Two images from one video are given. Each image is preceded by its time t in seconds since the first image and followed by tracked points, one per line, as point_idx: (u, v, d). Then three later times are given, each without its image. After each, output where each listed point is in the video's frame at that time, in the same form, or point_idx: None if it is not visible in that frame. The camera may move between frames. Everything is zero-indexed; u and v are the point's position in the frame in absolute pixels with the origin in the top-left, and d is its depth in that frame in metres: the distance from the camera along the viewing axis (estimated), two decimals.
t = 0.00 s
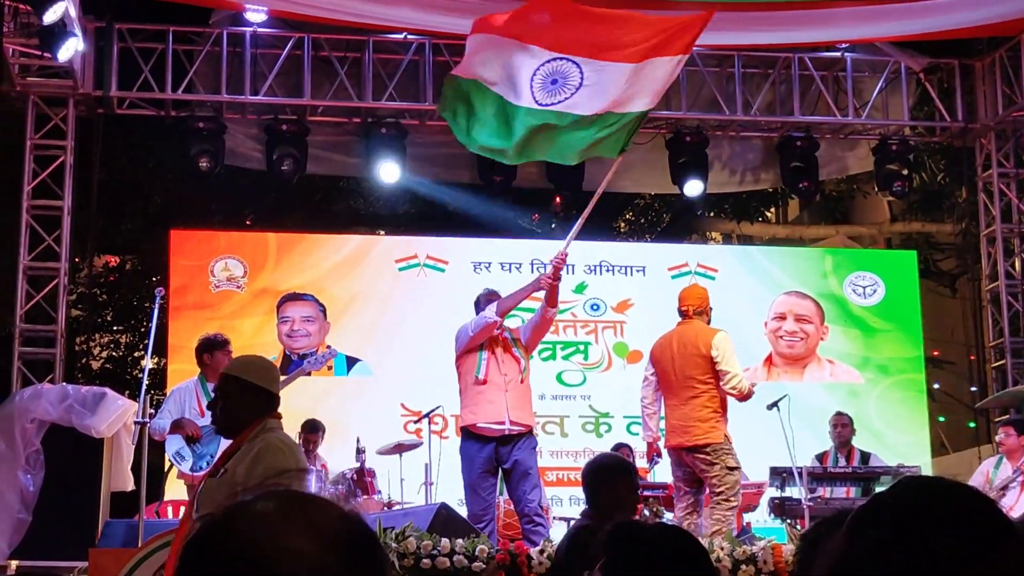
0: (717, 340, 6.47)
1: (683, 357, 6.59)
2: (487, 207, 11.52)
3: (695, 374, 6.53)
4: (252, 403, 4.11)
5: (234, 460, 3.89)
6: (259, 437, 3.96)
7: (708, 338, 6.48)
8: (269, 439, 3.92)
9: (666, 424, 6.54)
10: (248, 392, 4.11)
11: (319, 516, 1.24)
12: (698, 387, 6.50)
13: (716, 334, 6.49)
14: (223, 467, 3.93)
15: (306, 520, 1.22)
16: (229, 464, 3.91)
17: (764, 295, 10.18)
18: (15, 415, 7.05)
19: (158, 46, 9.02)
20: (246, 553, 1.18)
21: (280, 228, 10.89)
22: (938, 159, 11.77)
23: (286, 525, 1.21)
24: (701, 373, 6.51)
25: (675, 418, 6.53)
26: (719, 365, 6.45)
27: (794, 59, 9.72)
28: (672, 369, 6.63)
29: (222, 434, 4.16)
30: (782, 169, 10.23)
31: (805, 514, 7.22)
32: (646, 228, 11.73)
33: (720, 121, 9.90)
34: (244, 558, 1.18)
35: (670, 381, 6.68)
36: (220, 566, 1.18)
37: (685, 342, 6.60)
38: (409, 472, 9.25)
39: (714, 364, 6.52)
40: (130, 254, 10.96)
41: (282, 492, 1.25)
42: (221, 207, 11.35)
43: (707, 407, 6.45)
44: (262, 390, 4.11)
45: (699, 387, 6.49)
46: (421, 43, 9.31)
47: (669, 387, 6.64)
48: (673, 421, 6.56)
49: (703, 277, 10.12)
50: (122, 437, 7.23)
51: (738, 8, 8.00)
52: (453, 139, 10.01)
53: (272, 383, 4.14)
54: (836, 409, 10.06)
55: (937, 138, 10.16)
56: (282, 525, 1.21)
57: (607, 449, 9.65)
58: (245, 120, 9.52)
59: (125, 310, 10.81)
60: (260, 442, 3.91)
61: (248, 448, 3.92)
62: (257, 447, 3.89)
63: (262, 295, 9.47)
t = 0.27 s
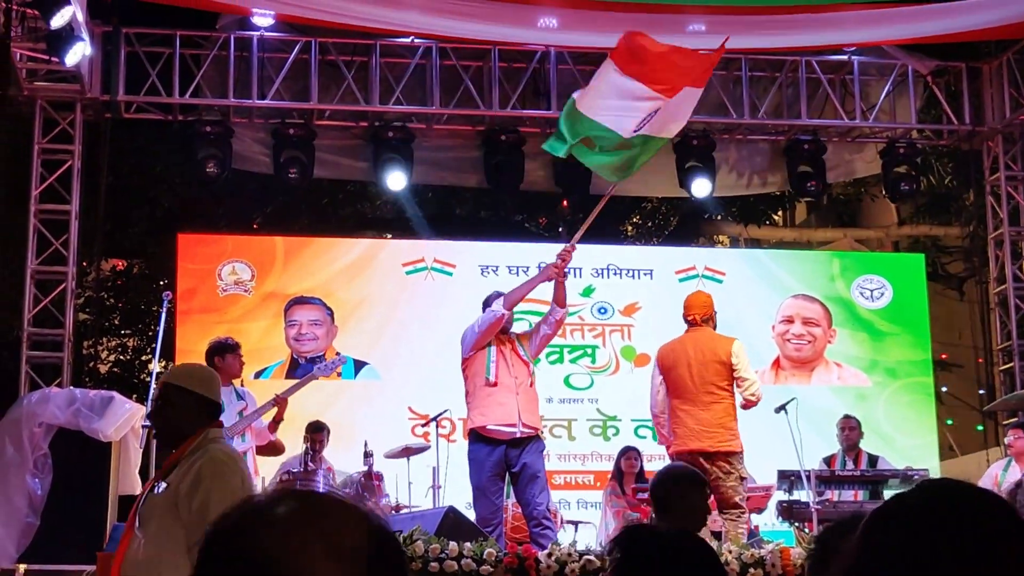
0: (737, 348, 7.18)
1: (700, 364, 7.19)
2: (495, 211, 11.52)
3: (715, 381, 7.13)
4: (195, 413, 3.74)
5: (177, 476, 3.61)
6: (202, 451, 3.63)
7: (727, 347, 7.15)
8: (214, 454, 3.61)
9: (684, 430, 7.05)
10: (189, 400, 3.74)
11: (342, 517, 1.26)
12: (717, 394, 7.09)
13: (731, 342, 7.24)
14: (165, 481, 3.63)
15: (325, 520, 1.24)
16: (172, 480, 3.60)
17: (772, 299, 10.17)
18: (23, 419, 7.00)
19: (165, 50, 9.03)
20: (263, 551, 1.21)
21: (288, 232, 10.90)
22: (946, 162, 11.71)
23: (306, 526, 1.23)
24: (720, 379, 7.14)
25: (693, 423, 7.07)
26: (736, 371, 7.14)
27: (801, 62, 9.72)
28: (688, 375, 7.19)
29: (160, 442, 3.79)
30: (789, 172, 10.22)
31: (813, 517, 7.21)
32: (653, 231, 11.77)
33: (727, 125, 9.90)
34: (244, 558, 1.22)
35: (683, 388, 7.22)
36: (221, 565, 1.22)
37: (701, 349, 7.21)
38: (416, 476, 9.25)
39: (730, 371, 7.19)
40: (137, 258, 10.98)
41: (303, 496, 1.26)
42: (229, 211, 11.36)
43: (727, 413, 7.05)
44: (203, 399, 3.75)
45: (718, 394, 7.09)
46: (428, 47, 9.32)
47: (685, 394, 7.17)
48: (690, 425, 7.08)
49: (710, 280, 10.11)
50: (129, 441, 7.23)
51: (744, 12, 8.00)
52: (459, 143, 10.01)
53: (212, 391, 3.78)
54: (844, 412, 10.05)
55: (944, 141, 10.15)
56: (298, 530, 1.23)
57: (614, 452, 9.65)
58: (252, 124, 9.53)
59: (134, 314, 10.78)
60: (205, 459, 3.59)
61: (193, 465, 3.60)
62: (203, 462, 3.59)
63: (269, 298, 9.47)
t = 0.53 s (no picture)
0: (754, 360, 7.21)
1: (717, 372, 7.21)
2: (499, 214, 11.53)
3: (733, 391, 7.18)
4: (129, 405, 3.74)
5: (103, 470, 3.60)
6: (131, 446, 3.64)
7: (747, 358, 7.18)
8: (143, 449, 3.61)
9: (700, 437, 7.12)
10: (124, 392, 3.73)
11: (363, 520, 1.24)
12: (733, 403, 7.16)
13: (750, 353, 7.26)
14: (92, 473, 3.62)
15: (344, 531, 1.23)
16: (98, 475, 3.60)
17: (777, 300, 10.16)
18: (29, 421, 7.01)
19: (169, 53, 9.03)
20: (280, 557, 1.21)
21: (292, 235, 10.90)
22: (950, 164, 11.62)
23: (323, 534, 1.22)
24: (737, 391, 7.19)
25: (708, 431, 7.13)
26: (753, 382, 7.22)
27: (805, 64, 9.71)
28: (705, 382, 7.22)
29: (95, 434, 3.80)
30: (794, 174, 10.22)
31: (819, 519, 7.20)
32: (657, 233, 11.72)
33: (731, 127, 9.91)
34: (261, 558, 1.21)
35: (698, 394, 7.25)
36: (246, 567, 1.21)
37: (718, 358, 7.23)
38: (421, 479, 9.24)
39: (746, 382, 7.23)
40: (142, 260, 11.00)
41: (324, 498, 1.25)
42: (233, 214, 11.37)
43: (742, 423, 7.14)
44: (138, 390, 3.75)
45: (734, 404, 7.15)
46: (431, 49, 9.33)
47: (700, 402, 7.20)
48: (705, 432, 7.14)
49: (715, 282, 10.10)
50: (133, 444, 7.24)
51: (748, 14, 8.02)
52: (464, 145, 10.01)
53: (148, 383, 3.77)
54: (848, 414, 10.03)
55: (948, 143, 10.15)
56: (317, 537, 1.22)
57: (619, 454, 9.64)
58: (256, 127, 9.54)
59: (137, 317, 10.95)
60: (133, 454, 3.59)
61: (121, 458, 3.60)
62: (131, 457, 3.59)
63: (273, 301, 9.48)
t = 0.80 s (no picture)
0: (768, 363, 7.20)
1: (731, 374, 7.19)
2: (500, 214, 11.54)
3: (744, 393, 7.17)
4: (63, 405, 4.00)
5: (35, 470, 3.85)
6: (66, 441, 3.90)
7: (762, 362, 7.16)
8: (76, 447, 3.86)
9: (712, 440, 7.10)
10: (61, 391, 4.00)
11: (380, 523, 1.30)
12: (747, 407, 7.15)
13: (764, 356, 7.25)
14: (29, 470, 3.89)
15: (358, 535, 1.28)
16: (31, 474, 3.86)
17: (777, 301, 10.16)
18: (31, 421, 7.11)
19: (170, 54, 9.04)
20: (296, 558, 1.27)
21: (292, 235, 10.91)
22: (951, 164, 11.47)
23: (337, 535, 1.28)
24: (749, 392, 7.18)
25: (720, 433, 7.11)
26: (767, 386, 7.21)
27: (805, 64, 9.72)
28: (719, 384, 7.20)
29: (36, 434, 4.07)
30: (794, 175, 10.22)
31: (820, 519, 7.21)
32: (660, 233, 11.61)
33: (731, 128, 9.91)
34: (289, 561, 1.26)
35: (712, 395, 7.23)
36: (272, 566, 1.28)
37: (733, 360, 7.21)
38: (421, 479, 9.25)
39: (759, 386, 7.23)
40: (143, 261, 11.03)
41: (343, 501, 1.31)
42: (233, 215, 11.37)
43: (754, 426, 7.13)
44: (77, 390, 4.02)
45: (747, 406, 7.15)
46: (432, 49, 9.34)
47: (713, 403, 7.19)
48: (717, 434, 7.13)
49: (715, 283, 10.09)
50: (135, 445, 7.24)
51: (749, 14, 8.02)
52: (464, 146, 10.02)
53: (85, 382, 4.03)
54: (849, 415, 10.04)
55: (948, 144, 10.16)
56: (333, 538, 1.28)
57: (619, 455, 9.64)
58: (257, 128, 9.55)
59: (138, 317, 10.91)
60: (63, 452, 3.84)
61: (54, 456, 3.86)
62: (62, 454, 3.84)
63: (274, 302, 9.48)
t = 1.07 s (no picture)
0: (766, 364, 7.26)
1: (731, 377, 7.30)
2: (492, 215, 11.55)
3: (743, 395, 7.24)
4: None
5: None
6: None
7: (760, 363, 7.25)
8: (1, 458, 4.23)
9: (711, 441, 7.18)
10: None
11: (379, 526, 1.30)
12: (746, 409, 7.22)
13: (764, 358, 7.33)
14: None
15: (358, 537, 1.29)
16: None
17: (769, 301, 10.16)
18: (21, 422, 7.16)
19: (162, 54, 9.02)
20: (297, 561, 1.27)
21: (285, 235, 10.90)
22: (943, 166, 11.70)
23: (339, 538, 1.28)
24: (748, 393, 7.26)
25: (718, 435, 7.20)
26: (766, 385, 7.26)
27: (797, 64, 9.72)
28: (719, 387, 7.31)
29: None
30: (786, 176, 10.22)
31: (811, 519, 7.20)
32: (651, 234, 11.76)
33: (723, 128, 9.91)
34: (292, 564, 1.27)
35: (712, 399, 7.34)
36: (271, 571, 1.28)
37: (733, 363, 7.33)
38: (413, 480, 9.25)
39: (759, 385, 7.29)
40: (135, 261, 11.02)
41: (342, 503, 1.31)
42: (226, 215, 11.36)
43: (752, 428, 7.19)
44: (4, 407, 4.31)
45: (745, 407, 7.22)
46: (424, 49, 9.33)
47: (714, 406, 7.28)
48: (716, 437, 7.22)
49: (707, 283, 10.09)
50: (127, 446, 7.23)
51: (741, 15, 8.02)
52: (457, 147, 10.02)
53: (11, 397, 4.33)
54: (841, 415, 10.05)
55: (940, 144, 10.17)
56: (332, 540, 1.28)
57: (612, 455, 9.64)
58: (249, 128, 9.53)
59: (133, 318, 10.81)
60: None
61: None
62: None
63: (266, 302, 9.47)
